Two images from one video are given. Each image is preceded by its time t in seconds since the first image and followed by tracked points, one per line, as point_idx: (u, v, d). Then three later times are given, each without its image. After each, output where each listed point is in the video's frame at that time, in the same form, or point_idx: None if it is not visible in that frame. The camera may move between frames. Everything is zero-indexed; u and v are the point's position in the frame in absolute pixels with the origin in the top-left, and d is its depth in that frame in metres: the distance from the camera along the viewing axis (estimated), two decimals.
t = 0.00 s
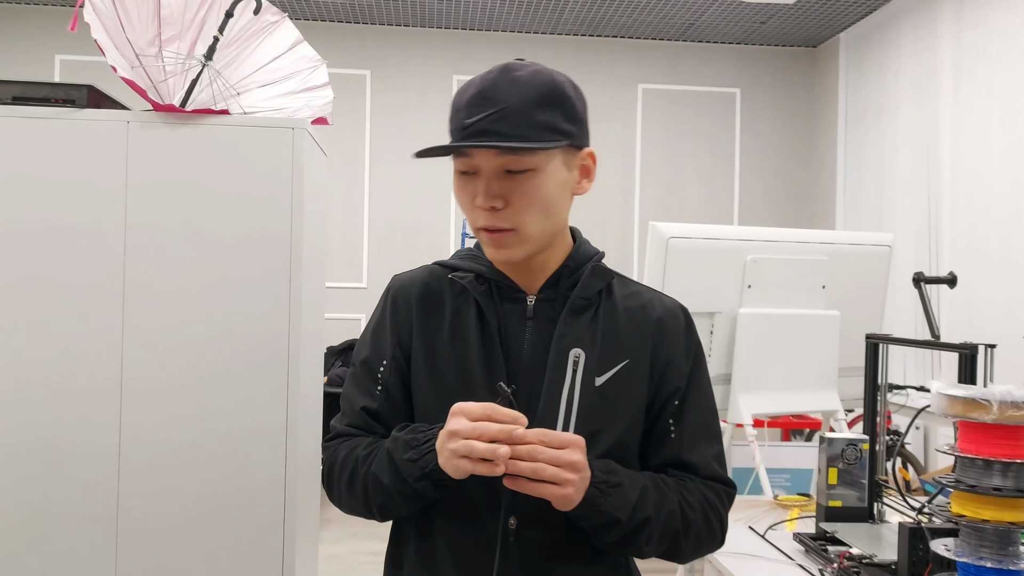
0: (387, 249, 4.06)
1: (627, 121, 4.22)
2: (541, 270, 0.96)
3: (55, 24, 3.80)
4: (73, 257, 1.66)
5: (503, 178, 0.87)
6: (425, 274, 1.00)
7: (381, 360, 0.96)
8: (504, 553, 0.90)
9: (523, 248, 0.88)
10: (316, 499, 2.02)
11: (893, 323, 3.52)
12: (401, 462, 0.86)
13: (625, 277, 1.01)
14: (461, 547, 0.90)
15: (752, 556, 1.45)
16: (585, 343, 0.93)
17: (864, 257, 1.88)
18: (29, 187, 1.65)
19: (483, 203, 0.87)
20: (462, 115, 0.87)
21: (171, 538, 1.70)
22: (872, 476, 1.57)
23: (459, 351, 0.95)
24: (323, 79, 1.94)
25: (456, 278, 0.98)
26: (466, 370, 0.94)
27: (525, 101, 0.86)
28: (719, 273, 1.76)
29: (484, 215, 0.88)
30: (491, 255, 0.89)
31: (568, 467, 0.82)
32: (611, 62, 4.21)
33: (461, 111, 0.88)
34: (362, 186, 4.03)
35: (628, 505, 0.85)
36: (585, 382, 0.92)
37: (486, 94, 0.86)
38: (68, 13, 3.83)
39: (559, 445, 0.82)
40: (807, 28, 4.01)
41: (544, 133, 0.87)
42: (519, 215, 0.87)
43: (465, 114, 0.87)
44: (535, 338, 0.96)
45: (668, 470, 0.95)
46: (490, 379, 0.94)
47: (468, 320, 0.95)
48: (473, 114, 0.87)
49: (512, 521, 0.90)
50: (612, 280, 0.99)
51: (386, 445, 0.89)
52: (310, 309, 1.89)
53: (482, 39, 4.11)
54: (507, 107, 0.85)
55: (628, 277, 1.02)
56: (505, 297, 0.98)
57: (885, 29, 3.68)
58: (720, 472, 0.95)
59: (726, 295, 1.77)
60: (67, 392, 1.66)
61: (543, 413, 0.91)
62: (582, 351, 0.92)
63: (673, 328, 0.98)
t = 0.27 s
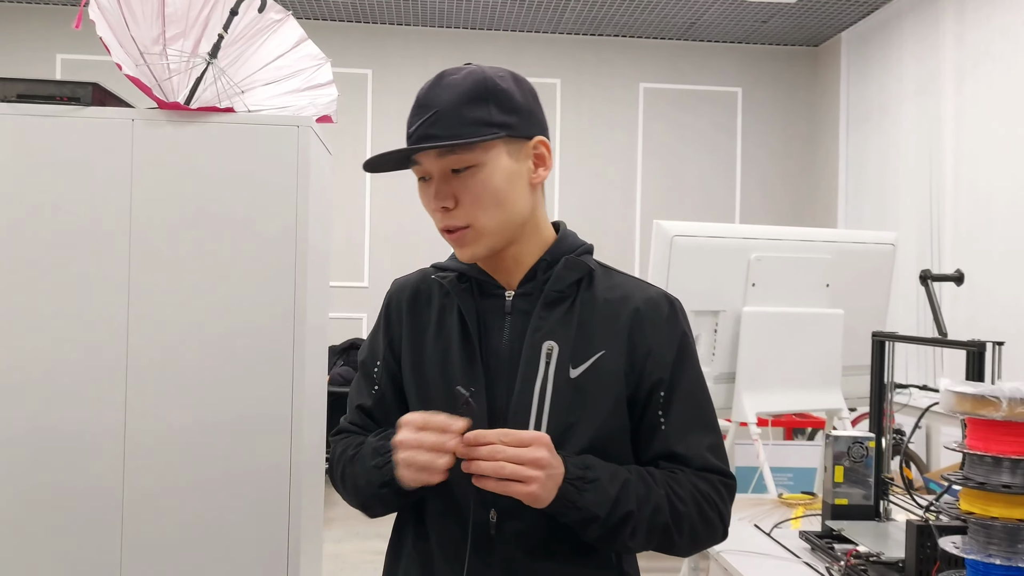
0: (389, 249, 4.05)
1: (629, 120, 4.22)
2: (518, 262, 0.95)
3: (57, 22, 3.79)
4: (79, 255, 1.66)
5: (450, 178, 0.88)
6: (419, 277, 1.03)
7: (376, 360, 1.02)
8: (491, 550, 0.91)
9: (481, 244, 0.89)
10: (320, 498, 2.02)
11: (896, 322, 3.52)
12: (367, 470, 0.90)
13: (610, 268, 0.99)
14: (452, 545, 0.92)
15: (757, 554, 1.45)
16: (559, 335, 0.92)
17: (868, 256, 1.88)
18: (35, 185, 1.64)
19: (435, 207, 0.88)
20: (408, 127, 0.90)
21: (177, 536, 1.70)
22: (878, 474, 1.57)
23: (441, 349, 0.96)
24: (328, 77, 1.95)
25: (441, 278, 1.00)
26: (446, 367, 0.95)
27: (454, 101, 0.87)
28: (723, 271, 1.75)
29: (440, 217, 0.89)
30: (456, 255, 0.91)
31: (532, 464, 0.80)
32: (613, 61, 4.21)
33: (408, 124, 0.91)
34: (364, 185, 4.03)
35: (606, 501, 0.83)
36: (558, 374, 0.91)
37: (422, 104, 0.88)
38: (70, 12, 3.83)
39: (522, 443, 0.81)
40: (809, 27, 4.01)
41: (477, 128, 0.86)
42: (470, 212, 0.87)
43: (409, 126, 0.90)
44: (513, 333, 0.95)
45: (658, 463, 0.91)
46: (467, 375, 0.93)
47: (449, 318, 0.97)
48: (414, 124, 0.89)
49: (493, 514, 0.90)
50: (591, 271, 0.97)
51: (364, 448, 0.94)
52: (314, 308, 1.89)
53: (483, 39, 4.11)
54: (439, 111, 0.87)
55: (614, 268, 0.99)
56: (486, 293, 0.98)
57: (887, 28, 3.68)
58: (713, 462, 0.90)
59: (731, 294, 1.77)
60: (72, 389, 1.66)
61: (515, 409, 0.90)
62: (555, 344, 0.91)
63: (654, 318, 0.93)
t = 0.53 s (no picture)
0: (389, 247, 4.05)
1: (630, 119, 4.21)
2: (513, 255, 0.95)
3: (57, 20, 3.79)
4: (84, 251, 1.68)
5: (445, 174, 0.86)
6: (412, 272, 1.03)
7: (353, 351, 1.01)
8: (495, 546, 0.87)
9: (478, 239, 0.87)
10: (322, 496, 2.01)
11: (898, 321, 3.51)
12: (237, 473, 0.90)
13: (606, 260, 0.99)
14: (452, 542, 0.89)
15: (760, 551, 1.45)
16: (555, 328, 0.92)
17: (872, 253, 1.87)
18: (43, 181, 1.67)
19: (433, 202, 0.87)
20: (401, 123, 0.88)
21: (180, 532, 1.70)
22: (882, 472, 1.57)
23: (433, 342, 0.95)
24: (330, 74, 1.93)
25: (436, 275, 0.99)
26: (439, 361, 0.94)
27: (448, 96, 0.85)
28: (727, 269, 1.75)
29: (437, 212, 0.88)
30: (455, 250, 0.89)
31: (543, 452, 0.76)
32: (614, 60, 4.20)
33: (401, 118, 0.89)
34: (364, 184, 4.02)
35: (615, 486, 0.80)
36: (555, 367, 0.90)
37: (415, 98, 0.87)
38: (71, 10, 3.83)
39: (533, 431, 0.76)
40: (810, 26, 4.01)
41: (471, 122, 0.85)
42: (468, 207, 0.86)
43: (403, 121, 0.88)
44: (510, 326, 0.95)
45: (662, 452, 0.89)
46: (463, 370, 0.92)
47: (443, 312, 0.96)
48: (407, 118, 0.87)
49: (493, 508, 0.87)
50: (587, 263, 0.96)
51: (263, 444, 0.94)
52: (317, 305, 1.89)
53: (484, 38, 4.11)
54: (433, 105, 0.85)
55: (609, 260, 0.99)
56: (482, 289, 0.97)
57: (888, 27, 3.68)
58: (717, 449, 0.88)
59: (735, 290, 1.77)
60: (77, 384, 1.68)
61: (513, 402, 0.90)
62: (551, 336, 0.91)
63: (651, 308, 0.92)
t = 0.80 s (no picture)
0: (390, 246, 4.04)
1: (630, 119, 4.21)
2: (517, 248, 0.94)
3: (57, 19, 3.79)
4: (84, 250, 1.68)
5: (472, 152, 0.85)
6: (401, 268, 1.00)
7: (335, 341, 0.95)
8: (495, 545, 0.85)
9: (502, 220, 0.86)
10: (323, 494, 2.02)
11: (899, 320, 3.51)
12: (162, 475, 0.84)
13: (603, 255, 0.98)
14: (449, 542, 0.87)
15: (761, 549, 1.44)
16: (559, 323, 0.91)
17: (873, 251, 1.87)
18: (43, 178, 1.67)
19: (458, 179, 0.85)
20: (421, 98, 0.86)
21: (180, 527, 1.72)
22: (884, 471, 1.56)
23: (432, 338, 0.93)
24: (330, 72, 1.93)
25: (431, 270, 0.96)
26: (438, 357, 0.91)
27: (480, 73, 0.85)
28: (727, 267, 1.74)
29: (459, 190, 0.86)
30: (472, 231, 0.87)
31: (560, 440, 0.74)
32: (614, 59, 4.20)
33: (418, 96, 0.87)
34: (364, 183, 4.02)
35: (625, 478, 0.79)
36: (561, 362, 0.89)
37: (440, 74, 0.85)
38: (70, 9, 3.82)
39: (548, 420, 0.75)
40: (811, 24, 4.00)
41: (505, 101, 0.85)
42: (494, 186, 0.85)
43: (425, 96, 0.85)
44: (511, 322, 0.93)
45: (662, 445, 0.88)
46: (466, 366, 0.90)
47: (441, 307, 0.93)
48: (430, 95, 0.85)
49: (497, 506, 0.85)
50: (587, 257, 0.96)
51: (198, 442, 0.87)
52: (317, 303, 1.89)
53: (484, 37, 4.11)
54: (465, 80, 0.84)
55: (606, 256, 0.99)
56: (480, 285, 0.95)
57: (890, 25, 3.67)
58: (718, 443, 0.88)
59: (736, 289, 1.76)
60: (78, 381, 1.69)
61: (518, 397, 0.88)
62: (556, 330, 0.90)
63: (654, 302, 0.93)
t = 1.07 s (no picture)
0: (391, 246, 4.04)
1: (632, 118, 4.20)
2: (519, 247, 0.91)
3: (59, 18, 3.79)
4: (84, 250, 1.69)
5: (492, 142, 0.85)
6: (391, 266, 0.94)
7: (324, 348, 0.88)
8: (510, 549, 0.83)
9: (517, 215, 0.86)
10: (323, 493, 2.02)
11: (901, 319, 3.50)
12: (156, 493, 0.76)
13: (598, 254, 0.98)
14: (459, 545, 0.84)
15: (763, 550, 1.44)
16: (569, 319, 0.89)
17: (875, 250, 1.86)
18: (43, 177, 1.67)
19: (478, 168, 0.83)
20: (441, 83, 0.83)
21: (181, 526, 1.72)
22: (887, 470, 1.55)
23: (436, 338, 0.89)
24: (331, 71, 1.93)
25: (429, 267, 0.92)
26: (445, 356, 0.88)
27: (509, 63, 0.84)
28: (729, 266, 1.74)
29: (477, 180, 0.84)
30: (485, 223, 0.85)
31: (597, 436, 0.74)
32: (616, 59, 4.19)
33: (438, 79, 0.84)
34: (366, 182, 4.01)
35: (648, 471, 0.79)
36: (572, 359, 0.88)
37: (467, 60, 0.83)
38: (71, 8, 3.82)
39: (586, 414, 0.74)
40: (813, 24, 3.99)
41: (530, 94, 0.85)
42: (513, 178, 0.85)
43: (446, 81, 0.83)
44: (518, 321, 0.91)
45: (666, 439, 0.87)
46: (473, 365, 0.88)
47: (447, 305, 0.90)
48: (455, 79, 0.83)
49: (510, 506, 0.83)
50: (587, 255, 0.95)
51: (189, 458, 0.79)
52: (318, 303, 1.90)
53: (486, 36, 4.10)
54: (493, 69, 0.83)
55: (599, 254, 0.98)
56: (482, 282, 0.92)
57: (892, 25, 3.66)
58: (717, 436, 0.89)
59: (738, 288, 1.75)
60: (79, 380, 1.69)
61: (534, 391, 0.86)
62: (567, 327, 0.89)
63: (655, 301, 0.93)
